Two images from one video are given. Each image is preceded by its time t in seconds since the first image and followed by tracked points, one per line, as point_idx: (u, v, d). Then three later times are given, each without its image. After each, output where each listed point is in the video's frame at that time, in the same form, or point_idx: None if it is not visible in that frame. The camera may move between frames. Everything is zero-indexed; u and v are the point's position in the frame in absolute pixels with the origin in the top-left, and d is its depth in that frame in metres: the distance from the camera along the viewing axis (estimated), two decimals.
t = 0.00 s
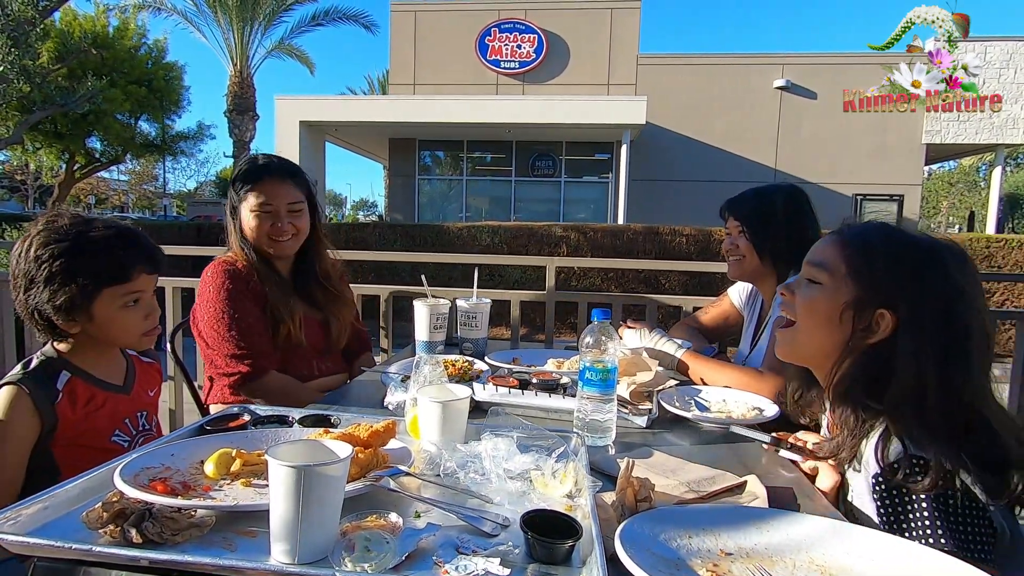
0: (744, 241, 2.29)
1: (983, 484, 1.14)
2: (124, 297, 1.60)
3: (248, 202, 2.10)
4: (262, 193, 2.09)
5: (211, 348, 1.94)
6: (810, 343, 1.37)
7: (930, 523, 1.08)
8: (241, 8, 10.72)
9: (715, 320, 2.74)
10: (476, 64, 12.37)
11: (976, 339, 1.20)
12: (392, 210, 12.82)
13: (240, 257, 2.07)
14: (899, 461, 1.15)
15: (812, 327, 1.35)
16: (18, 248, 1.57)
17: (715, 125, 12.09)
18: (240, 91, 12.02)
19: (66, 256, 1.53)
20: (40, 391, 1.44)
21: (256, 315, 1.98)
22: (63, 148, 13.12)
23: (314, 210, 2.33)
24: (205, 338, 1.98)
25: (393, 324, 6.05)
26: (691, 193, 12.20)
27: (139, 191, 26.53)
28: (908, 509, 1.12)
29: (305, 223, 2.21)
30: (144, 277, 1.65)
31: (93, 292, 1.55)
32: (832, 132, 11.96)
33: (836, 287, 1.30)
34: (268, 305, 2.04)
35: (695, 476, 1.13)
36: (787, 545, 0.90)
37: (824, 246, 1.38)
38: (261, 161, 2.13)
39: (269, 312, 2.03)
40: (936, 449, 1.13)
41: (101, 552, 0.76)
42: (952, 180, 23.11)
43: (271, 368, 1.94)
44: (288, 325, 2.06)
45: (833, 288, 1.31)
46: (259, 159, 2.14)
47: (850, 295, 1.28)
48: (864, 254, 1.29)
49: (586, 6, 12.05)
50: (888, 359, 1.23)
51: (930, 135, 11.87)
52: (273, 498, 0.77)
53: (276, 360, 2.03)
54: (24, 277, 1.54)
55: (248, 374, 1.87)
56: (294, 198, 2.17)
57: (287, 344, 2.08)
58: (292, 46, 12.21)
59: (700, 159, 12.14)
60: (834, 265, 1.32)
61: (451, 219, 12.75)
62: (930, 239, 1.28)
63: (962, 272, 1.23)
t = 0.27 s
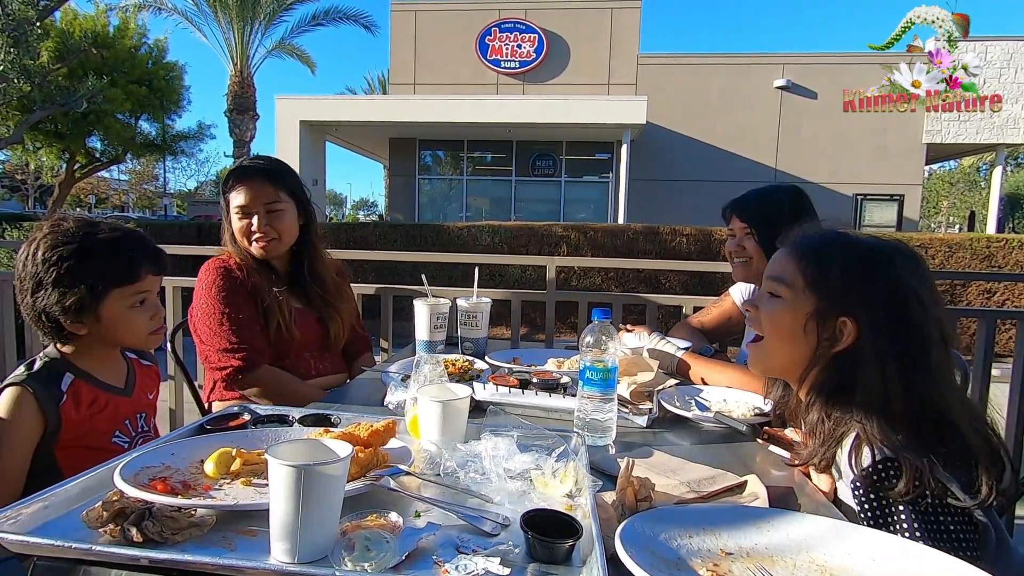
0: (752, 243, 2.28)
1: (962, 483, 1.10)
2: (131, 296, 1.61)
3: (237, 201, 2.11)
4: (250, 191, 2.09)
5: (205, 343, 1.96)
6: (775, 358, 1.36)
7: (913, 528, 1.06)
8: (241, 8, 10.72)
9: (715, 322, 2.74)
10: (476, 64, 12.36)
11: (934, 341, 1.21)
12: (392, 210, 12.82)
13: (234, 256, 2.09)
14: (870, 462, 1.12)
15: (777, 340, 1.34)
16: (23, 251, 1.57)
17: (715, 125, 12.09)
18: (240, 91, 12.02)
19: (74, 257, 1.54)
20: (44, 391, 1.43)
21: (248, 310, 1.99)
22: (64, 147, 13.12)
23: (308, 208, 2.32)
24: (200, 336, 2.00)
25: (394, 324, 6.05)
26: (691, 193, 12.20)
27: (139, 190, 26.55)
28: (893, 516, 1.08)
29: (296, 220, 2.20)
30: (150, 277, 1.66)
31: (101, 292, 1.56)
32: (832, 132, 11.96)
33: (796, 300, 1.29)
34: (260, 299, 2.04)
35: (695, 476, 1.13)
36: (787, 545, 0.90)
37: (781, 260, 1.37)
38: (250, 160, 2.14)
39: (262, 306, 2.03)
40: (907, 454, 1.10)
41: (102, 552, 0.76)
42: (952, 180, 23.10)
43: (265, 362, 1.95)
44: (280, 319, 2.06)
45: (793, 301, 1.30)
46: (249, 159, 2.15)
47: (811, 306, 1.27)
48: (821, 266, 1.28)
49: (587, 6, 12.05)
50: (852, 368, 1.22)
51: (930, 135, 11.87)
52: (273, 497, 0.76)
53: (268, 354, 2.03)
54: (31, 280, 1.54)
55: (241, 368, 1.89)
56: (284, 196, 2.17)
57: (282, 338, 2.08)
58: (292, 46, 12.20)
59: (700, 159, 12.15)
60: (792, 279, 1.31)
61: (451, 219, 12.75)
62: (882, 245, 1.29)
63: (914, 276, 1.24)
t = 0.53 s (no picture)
0: (762, 244, 2.25)
1: (977, 479, 1.09)
2: (133, 295, 1.60)
3: (239, 203, 2.11)
4: (251, 194, 2.09)
5: (211, 339, 1.96)
6: (787, 357, 1.35)
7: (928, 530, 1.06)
8: (241, 7, 10.72)
9: (715, 322, 2.73)
10: (476, 63, 12.36)
11: (945, 337, 1.20)
12: (392, 209, 12.83)
13: (237, 254, 2.09)
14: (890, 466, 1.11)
15: (788, 340, 1.33)
16: (25, 252, 1.57)
17: (715, 125, 12.08)
18: (240, 90, 12.02)
19: (76, 257, 1.54)
20: (46, 391, 1.44)
21: (253, 308, 1.99)
22: (64, 146, 13.12)
23: (308, 210, 2.32)
24: (203, 332, 2.00)
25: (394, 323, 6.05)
26: (692, 193, 12.19)
27: (139, 190, 26.56)
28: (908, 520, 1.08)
29: (297, 222, 2.21)
30: (152, 276, 1.66)
31: (103, 291, 1.56)
32: (832, 131, 11.96)
33: (805, 300, 1.30)
34: (264, 298, 2.05)
35: (696, 475, 1.13)
36: (787, 545, 0.89)
37: (790, 259, 1.38)
38: (250, 162, 2.13)
39: (266, 305, 2.04)
40: (925, 453, 1.10)
41: (101, 551, 0.76)
42: (952, 179, 23.10)
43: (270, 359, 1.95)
44: (284, 318, 2.06)
45: (803, 301, 1.30)
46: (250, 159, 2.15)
47: (821, 306, 1.27)
48: (827, 263, 1.29)
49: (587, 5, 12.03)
50: (863, 366, 1.22)
51: (930, 134, 11.86)
52: (273, 495, 0.77)
53: (273, 352, 2.03)
54: (34, 280, 1.54)
55: (250, 362, 1.90)
56: (285, 198, 2.17)
57: (285, 336, 2.08)
58: (292, 44, 12.19)
59: (700, 158, 12.14)
60: (801, 278, 1.32)
61: (451, 218, 12.75)
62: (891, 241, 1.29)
63: (924, 272, 1.24)
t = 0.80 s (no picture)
0: (763, 245, 2.25)
1: None
2: (137, 291, 1.61)
3: (246, 203, 2.10)
4: (259, 195, 2.09)
5: (215, 339, 1.96)
6: (827, 346, 1.36)
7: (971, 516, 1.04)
8: (241, 6, 10.71)
9: (714, 322, 2.73)
10: (476, 63, 12.35)
11: (994, 322, 1.14)
12: (392, 209, 12.83)
13: (243, 253, 2.10)
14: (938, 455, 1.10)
15: (827, 329, 1.34)
16: (29, 251, 1.57)
17: (715, 124, 12.08)
18: (240, 90, 12.01)
19: (79, 255, 1.54)
20: (54, 390, 1.44)
21: (258, 308, 2.00)
22: (64, 146, 13.12)
23: (317, 210, 2.32)
24: (207, 330, 2.00)
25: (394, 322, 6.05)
26: (692, 192, 12.19)
27: (139, 189, 26.56)
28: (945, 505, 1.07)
29: (304, 223, 2.21)
30: (155, 272, 1.66)
31: (107, 288, 1.56)
32: (832, 131, 11.95)
33: (841, 289, 1.30)
34: (269, 298, 2.05)
35: (696, 474, 1.13)
36: (788, 544, 0.89)
37: (825, 249, 1.39)
38: (259, 161, 2.13)
39: (270, 305, 2.04)
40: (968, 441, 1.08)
41: (102, 550, 0.76)
42: (953, 178, 23.07)
43: (274, 359, 1.96)
44: (289, 319, 2.06)
45: (840, 290, 1.31)
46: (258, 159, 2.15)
47: (857, 293, 1.27)
48: (859, 250, 1.29)
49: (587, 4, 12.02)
50: (900, 355, 1.20)
51: (930, 133, 11.85)
52: (275, 495, 0.76)
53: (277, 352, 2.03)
54: (38, 279, 1.54)
55: (253, 363, 1.90)
56: (293, 199, 2.17)
57: (288, 338, 2.07)
58: (292, 44, 12.18)
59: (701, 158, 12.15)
60: (836, 269, 1.32)
61: (451, 218, 12.75)
62: (925, 223, 1.24)
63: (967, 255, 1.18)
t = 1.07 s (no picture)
0: (759, 243, 2.26)
1: None
2: (141, 288, 1.62)
3: (257, 204, 2.10)
4: (270, 196, 2.08)
5: (226, 337, 1.94)
6: (870, 348, 1.29)
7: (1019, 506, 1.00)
8: (241, 6, 10.71)
9: (715, 321, 2.73)
10: (476, 62, 12.35)
11: None
12: (392, 209, 12.84)
13: (253, 252, 2.09)
14: (981, 447, 1.06)
15: (867, 329, 1.28)
16: (31, 250, 1.56)
17: (715, 124, 12.08)
18: (240, 89, 12.02)
19: (82, 253, 1.54)
20: (61, 389, 1.43)
21: (270, 307, 1.98)
22: (64, 145, 13.14)
23: (325, 212, 2.32)
24: (219, 328, 1.98)
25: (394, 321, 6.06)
26: (692, 192, 12.19)
27: (140, 189, 26.57)
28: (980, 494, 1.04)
29: (314, 225, 2.21)
30: (158, 269, 1.67)
31: (112, 285, 1.56)
32: (832, 130, 11.95)
33: (879, 289, 1.25)
34: (279, 298, 2.04)
35: (696, 474, 1.13)
36: (788, 543, 0.90)
37: (858, 248, 1.33)
38: (270, 161, 2.12)
39: (281, 305, 2.04)
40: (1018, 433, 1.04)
41: (102, 548, 0.76)
42: (953, 178, 23.07)
43: (286, 359, 1.94)
44: (299, 322, 2.06)
45: (875, 290, 1.26)
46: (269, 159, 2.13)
47: (897, 293, 1.21)
48: (892, 247, 1.23)
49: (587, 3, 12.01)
50: (955, 351, 1.13)
51: (931, 133, 11.84)
52: (275, 492, 0.76)
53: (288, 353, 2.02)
54: (41, 278, 1.54)
55: (266, 363, 1.89)
56: (303, 201, 2.17)
57: (297, 339, 2.08)
58: (293, 43, 12.18)
59: (701, 158, 12.15)
60: (871, 268, 1.27)
61: (451, 218, 12.76)
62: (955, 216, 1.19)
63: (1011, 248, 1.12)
